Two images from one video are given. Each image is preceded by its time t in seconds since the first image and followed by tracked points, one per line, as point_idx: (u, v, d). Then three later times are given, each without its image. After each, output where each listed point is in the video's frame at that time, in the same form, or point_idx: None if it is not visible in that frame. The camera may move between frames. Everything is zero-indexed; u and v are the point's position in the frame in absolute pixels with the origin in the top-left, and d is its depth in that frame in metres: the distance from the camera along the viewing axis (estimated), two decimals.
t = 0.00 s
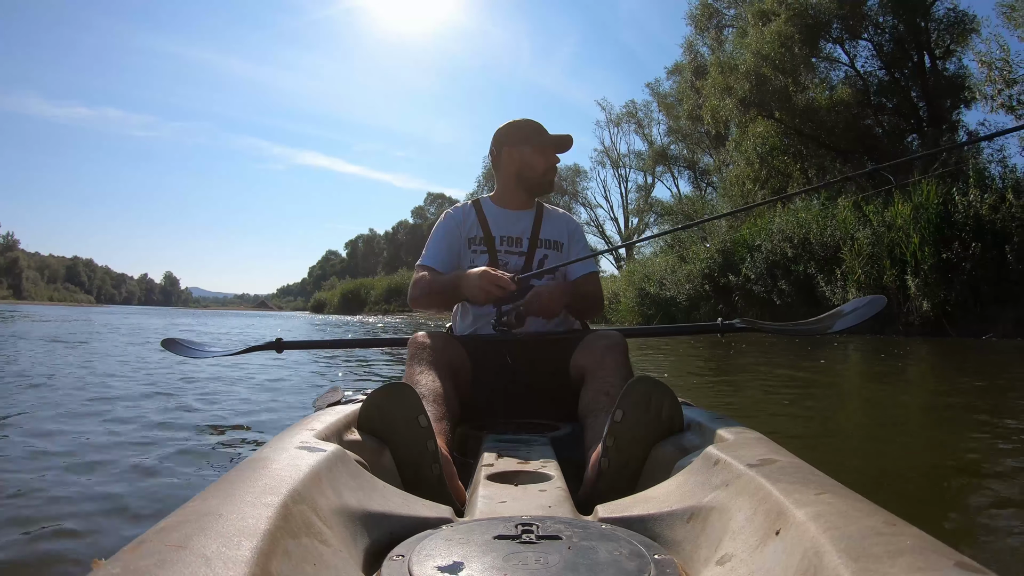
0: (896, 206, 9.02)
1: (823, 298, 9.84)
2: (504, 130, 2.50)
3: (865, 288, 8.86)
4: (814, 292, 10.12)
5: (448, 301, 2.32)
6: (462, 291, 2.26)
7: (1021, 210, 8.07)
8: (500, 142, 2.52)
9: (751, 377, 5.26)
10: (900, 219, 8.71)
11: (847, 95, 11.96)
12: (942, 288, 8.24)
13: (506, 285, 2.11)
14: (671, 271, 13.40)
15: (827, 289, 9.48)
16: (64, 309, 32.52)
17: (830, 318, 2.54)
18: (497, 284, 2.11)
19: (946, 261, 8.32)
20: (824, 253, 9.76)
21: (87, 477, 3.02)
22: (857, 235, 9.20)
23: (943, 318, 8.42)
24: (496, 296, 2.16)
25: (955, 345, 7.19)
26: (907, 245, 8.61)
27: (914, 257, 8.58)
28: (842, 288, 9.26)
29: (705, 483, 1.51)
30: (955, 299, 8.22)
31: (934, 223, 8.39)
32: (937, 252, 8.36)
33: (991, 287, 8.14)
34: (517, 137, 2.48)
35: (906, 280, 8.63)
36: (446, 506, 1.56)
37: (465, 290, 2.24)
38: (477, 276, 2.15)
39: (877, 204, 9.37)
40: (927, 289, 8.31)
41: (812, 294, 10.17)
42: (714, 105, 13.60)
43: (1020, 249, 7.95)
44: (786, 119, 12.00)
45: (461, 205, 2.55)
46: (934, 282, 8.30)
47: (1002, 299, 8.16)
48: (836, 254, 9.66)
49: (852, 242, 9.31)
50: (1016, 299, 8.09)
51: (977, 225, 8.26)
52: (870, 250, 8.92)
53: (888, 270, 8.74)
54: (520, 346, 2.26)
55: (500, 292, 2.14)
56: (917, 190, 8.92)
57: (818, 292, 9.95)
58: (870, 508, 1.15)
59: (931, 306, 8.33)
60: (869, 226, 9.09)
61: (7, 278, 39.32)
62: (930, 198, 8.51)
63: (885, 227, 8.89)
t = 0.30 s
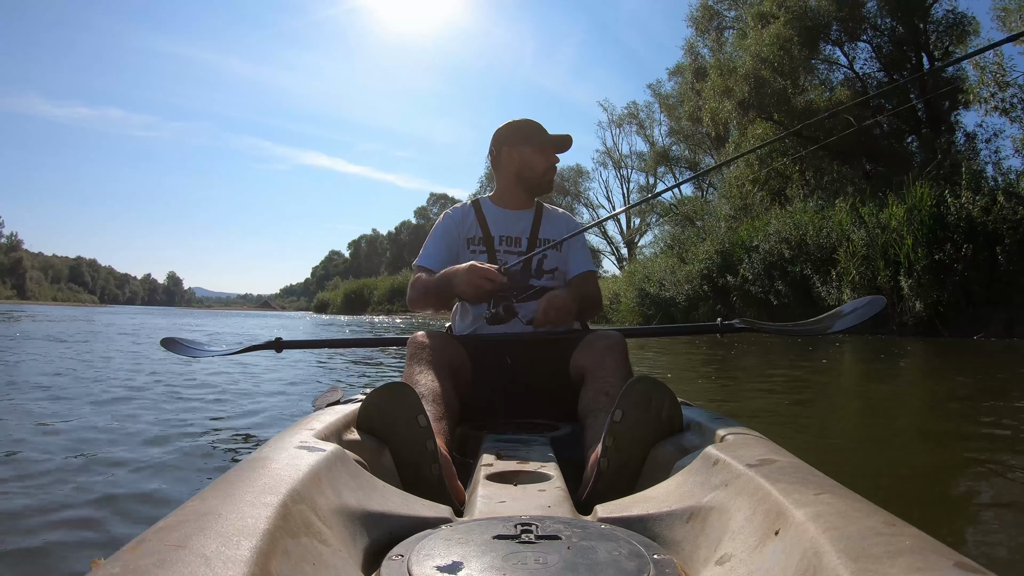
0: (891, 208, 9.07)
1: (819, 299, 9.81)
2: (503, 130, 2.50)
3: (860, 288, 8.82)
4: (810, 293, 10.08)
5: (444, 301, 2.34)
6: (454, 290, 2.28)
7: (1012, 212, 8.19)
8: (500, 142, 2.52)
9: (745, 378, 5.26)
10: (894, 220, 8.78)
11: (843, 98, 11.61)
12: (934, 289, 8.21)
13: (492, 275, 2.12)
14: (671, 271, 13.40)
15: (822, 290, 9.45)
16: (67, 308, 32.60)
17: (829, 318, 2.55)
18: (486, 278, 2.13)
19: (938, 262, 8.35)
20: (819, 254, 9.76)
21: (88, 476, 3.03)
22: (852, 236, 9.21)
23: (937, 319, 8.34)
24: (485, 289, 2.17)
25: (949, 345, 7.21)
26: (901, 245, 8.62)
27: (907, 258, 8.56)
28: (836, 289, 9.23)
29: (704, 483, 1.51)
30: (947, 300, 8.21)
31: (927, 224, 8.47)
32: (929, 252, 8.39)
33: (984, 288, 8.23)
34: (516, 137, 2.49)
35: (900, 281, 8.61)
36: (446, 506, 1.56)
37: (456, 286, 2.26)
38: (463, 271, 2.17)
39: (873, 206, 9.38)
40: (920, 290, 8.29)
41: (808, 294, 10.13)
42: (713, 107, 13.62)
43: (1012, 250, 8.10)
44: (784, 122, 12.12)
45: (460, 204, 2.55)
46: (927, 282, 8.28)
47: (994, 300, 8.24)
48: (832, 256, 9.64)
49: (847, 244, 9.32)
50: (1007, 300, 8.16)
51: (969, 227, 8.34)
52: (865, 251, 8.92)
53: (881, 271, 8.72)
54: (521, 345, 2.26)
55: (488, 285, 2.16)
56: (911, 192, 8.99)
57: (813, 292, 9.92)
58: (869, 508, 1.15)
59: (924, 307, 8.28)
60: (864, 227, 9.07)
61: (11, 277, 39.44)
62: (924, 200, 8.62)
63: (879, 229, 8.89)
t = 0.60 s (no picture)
0: (887, 210, 9.09)
1: (815, 300, 9.85)
2: (503, 129, 2.50)
3: (855, 290, 8.85)
4: (807, 294, 10.11)
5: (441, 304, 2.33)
6: (450, 293, 2.28)
7: (1005, 214, 8.13)
8: (499, 142, 2.52)
9: (744, 378, 5.23)
10: (890, 222, 8.81)
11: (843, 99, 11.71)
12: (928, 288, 8.30)
13: (486, 281, 2.13)
14: (671, 271, 13.39)
15: (819, 291, 9.46)
16: (72, 308, 32.73)
17: (828, 317, 2.54)
18: (480, 282, 2.13)
19: (933, 263, 8.38)
20: (817, 255, 9.79)
21: (91, 476, 3.04)
22: (849, 237, 9.22)
23: (931, 319, 8.42)
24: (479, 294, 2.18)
25: (944, 345, 7.21)
26: (895, 246, 8.68)
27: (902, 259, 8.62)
28: (831, 290, 9.25)
29: (704, 483, 1.51)
30: (941, 301, 8.25)
31: (921, 225, 8.53)
32: (923, 254, 8.44)
33: (976, 289, 8.21)
34: (516, 137, 2.48)
35: (894, 283, 8.65)
36: (446, 506, 1.56)
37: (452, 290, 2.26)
38: (458, 275, 2.18)
39: (869, 207, 9.39)
40: (914, 291, 8.36)
41: (805, 295, 10.15)
42: (713, 109, 13.60)
43: (1003, 252, 8.05)
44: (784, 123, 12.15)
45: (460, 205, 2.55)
46: (920, 283, 8.35)
47: (986, 302, 8.24)
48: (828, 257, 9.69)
49: (843, 245, 9.32)
50: (999, 301, 8.17)
51: (963, 229, 8.36)
52: (860, 252, 8.94)
53: (877, 272, 8.75)
54: (520, 345, 2.25)
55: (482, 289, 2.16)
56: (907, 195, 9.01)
57: (810, 293, 9.95)
58: (869, 507, 1.14)
59: (918, 307, 8.36)
60: (861, 229, 9.10)
61: (16, 277, 39.63)
62: (919, 202, 8.67)
63: (875, 231, 8.90)
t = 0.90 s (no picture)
0: (885, 213, 9.09)
1: (814, 300, 9.89)
2: (502, 130, 2.50)
3: (851, 292, 8.88)
4: (806, 294, 10.16)
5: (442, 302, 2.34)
6: (449, 292, 2.28)
7: (1000, 217, 8.11)
8: (499, 141, 2.52)
9: (744, 377, 5.24)
10: (886, 224, 8.77)
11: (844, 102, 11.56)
12: (924, 289, 8.31)
13: (484, 279, 2.12)
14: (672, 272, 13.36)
15: (818, 291, 9.48)
16: (80, 308, 32.94)
17: (826, 316, 2.53)
18: (478, 281, 2.13)
19: (928, 264, 8.38)
20: (815, 256, 9.81)
21: (93, 474, 3.05)
22: (847, 239, 9.24)
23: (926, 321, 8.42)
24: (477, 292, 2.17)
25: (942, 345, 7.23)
26: (892, 248, 8.66)
27: (898, 261, 8.62)
28: (829, 290, 9.27)
29: (705, 482, 1.51)
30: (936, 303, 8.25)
31: (917, 229, 8.48)
32: (919, 256, 8.45)
33: (970, 291, 8.28)
34: (516, 137, 2.48)
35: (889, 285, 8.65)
36: (446, 507, 1.56)
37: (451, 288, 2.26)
38: (455, 272, 2.18)
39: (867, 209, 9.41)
40: (910, 293, 8.37)
41: (804, 295, 10.21)
42: (716, 113, 13.48)
43: (998, 254, 8.08)
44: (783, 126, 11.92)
45: (460, 204, 2.56)
46: (916, 285, 8.34)
47: (982, 302, 8.32)
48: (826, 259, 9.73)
49: (842, 246, 9.32)
50: (993, 302, 8.25)
51: (958, 232, 8.34)
52: (858, 253, 8.97)
53: (873, 275, 8.76)
54: (519, 345, 2.25)
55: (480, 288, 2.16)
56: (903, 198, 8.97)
57: (810, 293, 9.99)
58: (870, 506, 1.14)
59: (914, 309, 8.37)
60: (859, 231, 9.12)
61: (23, 277, 39.84)
62: (916, 207, 8.62)
63: (872, 233, 8.92)
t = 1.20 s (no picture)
0: (883, 215, 9.07)
1: (814, 301, 9.92)
2: (503, 130, 2.50)
3: (850, 293, 8.92)
4: (805, 295, 10.19)
5: (442, 302, 2.34)
6: (449, 293, 2.28)
7: (995, 220, 8.08)
8: (499, 142, 2.51)
9: (746, 377, 5.26)
10: (885, 226, 8.76)
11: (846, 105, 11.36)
12: (921, 289, 8.32)
13: (485, 284, 2.12)
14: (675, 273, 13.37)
15: (817, 292, 9.50)
16: (89, 308, 33.19)
17: (827, 316, 2.53)
18: (478, 284, 2.13)
19: (925, 266, 8.37)
20: (813, 258, 9.81)
21: (97, 472, 3.06)
22: (846, 241, 9.28)
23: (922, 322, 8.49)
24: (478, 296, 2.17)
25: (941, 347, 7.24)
26: (890, 250, 8.64)
27: (895, 263, 8.61)
28: (828, 292, 9.29)
29: (704, 483, 1.50)
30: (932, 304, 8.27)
31: (915, 230, 8.47)
32: (916, 257, 8.42)
33: (966, 292, 8.29)
34: (516, 137, 2.48)
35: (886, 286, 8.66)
36: (445, 507, 1.56)
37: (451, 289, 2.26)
38: (455, 276, 2.17)
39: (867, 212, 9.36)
40: (908, 294, 8.37)
41: (803, 296, 10.24)
42: (718, 115, 13.38)
43: (992, 257, 8.04)
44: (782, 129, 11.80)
45: (460, 204, 2.56)
46: (913, 286, 8.34)
47: (978, 303, 8.33)
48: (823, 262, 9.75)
49: (841, 247, 9.36)
50: (989, 304, 8.24)
51: (954, 235, 8.34)
52: (856, 255, 8.96)
53: (870, 277, 8.74)
54: (519, 346, 2.25)
55: (480, 292, 2.16)
56: (903, 201, 8.92)
57: (809, 294, 10.03)
58: (869, 507, 1.14)
59: (910, 310, 8.38)
60: (857, 233, 9.14)
61: (31, 277, 40.11)
62: (914, 210, 8.58)
63: (871, 236, 8.91)
